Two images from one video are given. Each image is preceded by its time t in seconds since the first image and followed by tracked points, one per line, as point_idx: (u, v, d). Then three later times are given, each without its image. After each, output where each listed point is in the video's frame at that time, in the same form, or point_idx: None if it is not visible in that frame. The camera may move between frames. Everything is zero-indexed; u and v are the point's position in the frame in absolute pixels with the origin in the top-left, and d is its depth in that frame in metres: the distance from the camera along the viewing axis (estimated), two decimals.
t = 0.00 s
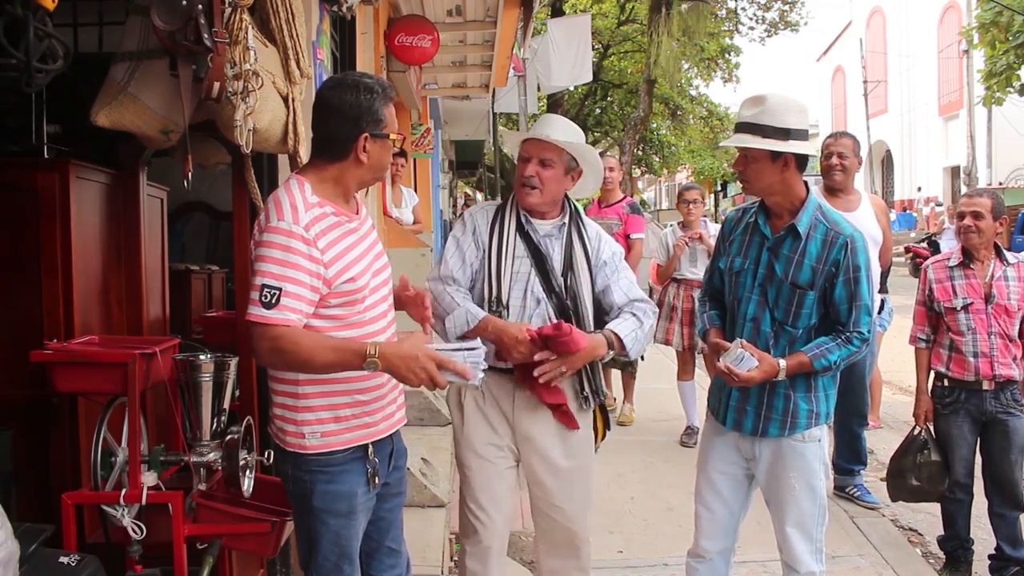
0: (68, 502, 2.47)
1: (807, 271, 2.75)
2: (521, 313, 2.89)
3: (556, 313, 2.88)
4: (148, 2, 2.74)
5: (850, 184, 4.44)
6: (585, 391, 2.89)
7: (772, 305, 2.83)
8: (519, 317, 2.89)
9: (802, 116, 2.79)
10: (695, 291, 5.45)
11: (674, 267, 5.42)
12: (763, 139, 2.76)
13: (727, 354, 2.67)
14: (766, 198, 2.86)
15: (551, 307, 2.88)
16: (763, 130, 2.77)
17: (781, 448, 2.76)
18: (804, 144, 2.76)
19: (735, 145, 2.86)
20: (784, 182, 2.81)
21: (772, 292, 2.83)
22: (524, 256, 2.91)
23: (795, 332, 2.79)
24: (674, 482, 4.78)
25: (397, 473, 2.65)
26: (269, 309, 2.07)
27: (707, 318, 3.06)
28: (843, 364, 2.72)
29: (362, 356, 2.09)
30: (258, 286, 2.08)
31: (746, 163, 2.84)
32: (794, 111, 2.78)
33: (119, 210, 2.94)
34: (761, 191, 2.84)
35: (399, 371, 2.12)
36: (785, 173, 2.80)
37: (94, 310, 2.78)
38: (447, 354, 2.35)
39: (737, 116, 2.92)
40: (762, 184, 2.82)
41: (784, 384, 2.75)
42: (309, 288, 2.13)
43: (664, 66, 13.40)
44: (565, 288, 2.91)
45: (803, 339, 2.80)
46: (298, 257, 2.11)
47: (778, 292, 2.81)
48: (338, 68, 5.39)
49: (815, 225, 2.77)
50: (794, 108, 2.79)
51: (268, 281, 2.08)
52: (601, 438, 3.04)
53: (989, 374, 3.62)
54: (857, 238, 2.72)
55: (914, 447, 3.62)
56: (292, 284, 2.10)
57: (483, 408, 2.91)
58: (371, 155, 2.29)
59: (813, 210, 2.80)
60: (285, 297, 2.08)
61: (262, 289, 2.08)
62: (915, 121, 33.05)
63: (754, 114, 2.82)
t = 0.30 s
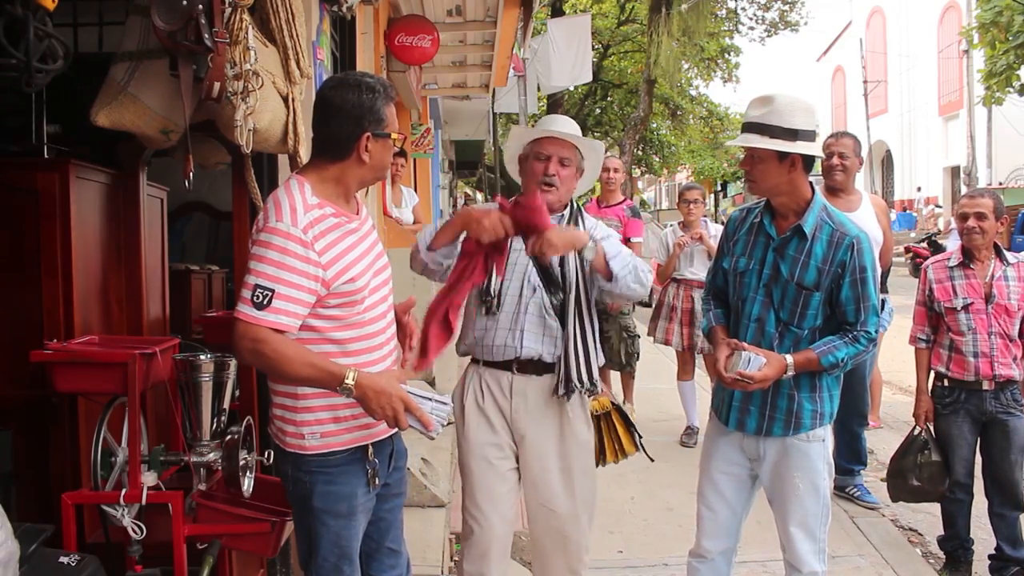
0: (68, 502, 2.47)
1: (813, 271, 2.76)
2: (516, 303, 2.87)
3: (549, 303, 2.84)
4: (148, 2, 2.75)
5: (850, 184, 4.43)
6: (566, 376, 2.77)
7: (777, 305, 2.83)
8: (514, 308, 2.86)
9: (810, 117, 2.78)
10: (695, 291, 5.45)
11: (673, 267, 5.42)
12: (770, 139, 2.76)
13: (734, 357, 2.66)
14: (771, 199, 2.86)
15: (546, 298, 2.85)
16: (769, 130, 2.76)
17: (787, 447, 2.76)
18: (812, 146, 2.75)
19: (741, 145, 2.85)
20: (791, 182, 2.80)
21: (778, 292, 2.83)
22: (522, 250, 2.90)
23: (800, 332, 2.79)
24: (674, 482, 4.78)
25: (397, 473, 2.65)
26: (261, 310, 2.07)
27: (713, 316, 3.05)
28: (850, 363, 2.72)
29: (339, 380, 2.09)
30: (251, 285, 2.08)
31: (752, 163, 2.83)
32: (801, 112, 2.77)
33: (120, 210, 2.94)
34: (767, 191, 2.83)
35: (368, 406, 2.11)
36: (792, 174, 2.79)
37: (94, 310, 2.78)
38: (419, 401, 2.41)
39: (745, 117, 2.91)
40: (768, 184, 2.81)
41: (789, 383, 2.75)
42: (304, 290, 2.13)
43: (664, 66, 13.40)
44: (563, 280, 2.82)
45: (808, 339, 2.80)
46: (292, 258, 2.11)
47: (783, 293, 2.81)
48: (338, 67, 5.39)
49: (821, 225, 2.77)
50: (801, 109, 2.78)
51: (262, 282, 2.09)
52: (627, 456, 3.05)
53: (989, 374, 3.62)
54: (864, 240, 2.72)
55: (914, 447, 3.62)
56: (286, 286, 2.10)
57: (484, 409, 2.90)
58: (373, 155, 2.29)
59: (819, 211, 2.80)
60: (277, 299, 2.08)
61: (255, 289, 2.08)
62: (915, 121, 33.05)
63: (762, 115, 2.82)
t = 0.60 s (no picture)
0: (69, 502, 2.48)
1: (818, 271, 2.75)
2: (524, 347, 2.85)
3: (557, 348, 2.85)
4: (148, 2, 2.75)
5: (850, 184, 4.42)
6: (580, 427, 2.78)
7: (782, 305, 2.83)
8: (523, 352, 2.85)
9: (817, 117, 2.78)
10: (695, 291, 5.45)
11: (673, 267, 5.41)
12: (778, 138, 2.75)
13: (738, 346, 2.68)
14: (777, 198, 2.85)
15: (552, 342, 2.85)
16: (777, 129, 2.76)
17: (789, 448, 2.76)
18: (820, 145, 2.75)
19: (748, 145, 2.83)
20: (796, 181, 2.80)
21: (782, 292, 2.83)
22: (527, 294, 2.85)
23: (804, 331, 2.79)
24: (674, 482, 4.78)
25: (397, 474, 2.66)
26: (261, 310, 2.07)
27: (716, 313, 3.06)
28: (853, 361, 2.71)
29: (338, 383, 2.10)
30: (251, 285, 2.09)
31: (759, 162, 2.82)
32: (808, 110, 2.77)
33: (120, 210, 2.94)
34: (774, 191, 2.83)
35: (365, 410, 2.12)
36: (798, 173, 2.80)
37: (94, 310, 2.78)
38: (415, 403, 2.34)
39: (752, 116, 2.91)
40: (773, 184, 2.81)
41: (792, 383, 2.76)
42: (304, 290, 2.13)
43: (664, 66, 13.40)
44: (568, 326, 2.83)
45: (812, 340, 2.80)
46: (293, 258, 2.11)
47: (788, 292, 2.82)
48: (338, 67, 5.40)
49: (826, 226, 2.77)
50: (808, 108, 2.78)
51: (262, 281, 2.09)
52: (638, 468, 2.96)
53: (989, 374, 3.62)
54: (868, 240, 2.72)
55: (913, 448, 3.62)
56: (286, 286, 2.10)
57: (491, 419, 2.90)
58: (372, 153, 2.29)
59: (824, 211, 2.80)
60: (277, 299, 2.08)
61: (255, 289, 2.08)
62: (915, 121, 33.05)
63: (770, 114, 2.81)
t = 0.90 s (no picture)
0: (69, 502, 2.48)
1: (823, 271, 2.76)
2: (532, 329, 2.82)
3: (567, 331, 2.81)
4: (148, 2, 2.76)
5: (852, 184, 4.41)
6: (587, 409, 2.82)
7: (787, 305, 2.83)
8: (530, 335, 2.82)
9: (821, 116, 2.79)
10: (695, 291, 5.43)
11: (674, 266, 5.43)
12: (784, 138, 2.75)
13: (743, 342, 2.71)
14: (781, 198, 2.85)
15: (561, 326, 2.82)
16: (782, 129, 2.76)
17: (794, 447, 2.76)
18: (825, 144, 2.76)
19: (753, 145, 2.84)
20: (801, 181, 2.80)
21: (787, 292, 2.84)
22: (535, 273, 2.84)
23: (809, 331, 2.79)
24: (674, 483, 4.77)
25: (396, 475, 2.66)
26: (263, 308, 2.07)
27: (719, 314, 3.06)
28: (859, 360, 2.71)
29: (338, 383, 2.09)
30: (253, 284, 2.09)
31: (764, 162, 2.82)
32: (813, 110, 2.77)
33: (120, 209, 2.93)
34: (778, 191, 2.83)
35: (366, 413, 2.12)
36: (803, 173, 2.79)
37: (94, 310, 2.77)
38: (413, 406, 2.33)
39: (756, 116, 2.91)
40: (777, 184, 2.81)
41: (797, 383, 2.76)
42: (306, 289, 2.13)
43: (664, 66, 13.39)
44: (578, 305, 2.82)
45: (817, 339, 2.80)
46: (294, 256, 2.11)
47: (793, 292, 2.82)
48: (337, 66, 5.40)
49: (831, 226, 2.77)
50: (813, 108, 2.78)
51: (264, 280, 2.09)
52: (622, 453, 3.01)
53: (989, 374, 3.61)
54: (873, 240, 2.72)
55: (912, 448, 3.61)
56: (288, 285, 2.10)
57: (491, 412, 2.89)
58: (374, 152, 2.29)
59: (829, 211, 2.80)
60: (278, 298, 2.09)
61: (256, 288, 2.09)
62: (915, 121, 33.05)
63: (775, 113, 2.81)
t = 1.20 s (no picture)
0: (52, 510, 2.38)
1: (838, 270, 2.68)
2: (531, 337, 2.75)
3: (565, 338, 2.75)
4: None
5: (864, 180, 4.32)
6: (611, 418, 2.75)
7: (801, 305, 2.75)
8: (529, 343, 2.76)
9: (835, 109, 2.71)
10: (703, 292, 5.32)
11: (682, 266, 5.27)
12: (798, 131, 2.66)
13: (758, 345, 2.60)
14: (794, 194, 2.77)
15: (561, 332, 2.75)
16: (797, 122, 2.67)
17: (809, 453, 2.67)
18: (840, 138, 2.66)
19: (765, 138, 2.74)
20: (815, 176, 2.71)
21: (801, 292, 2.75)
22: (534, 281, 2.75)
23: (824, 332, 2.71)
24: (680, 490, 4.65)
25: (392, 482, 2.56)
26: (252, 308, 1.97)
27: (729, 316, 2.96)
28: (874, 363, 2.64)
29: (331, 386, 1.98)
30: (242, 282, 1.98)
31: (776, 156, 2.73)
32: (827, 103, 2.69)
33: (105, 206, 2.83)
34: (792, 186, 2.74)
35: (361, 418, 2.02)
36: (817, 167, 2.70)
37: (78, 311, 2.67)
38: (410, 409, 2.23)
39: (767, 110, 2.81)
40: (791, 179, 2.72)
41: (812, 386, 2.68)
42: (299, 288, 2.03)
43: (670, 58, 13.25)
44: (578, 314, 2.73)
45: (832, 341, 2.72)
46: (285, 253, 2.01)
47: (807, 292, 2.74)
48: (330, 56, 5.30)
49: (846, 222, 2.70)
50: (827, 100, 2.70)
51: (253, 278, 1.99)
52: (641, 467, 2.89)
53: (1006, 376, 3.51)
54: (890, 237, 2.66)
55: (926, 454, 3.52)
56: (279, 283, 2.00)
57: (494, 420, 2.79)
58: (369, 146, 2.18)
59: (843, 208, 2.73)
60: (268, 297, 1.98)
61: (245, 286, 1.98)
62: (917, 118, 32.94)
63: (787, 106, 2.72)
